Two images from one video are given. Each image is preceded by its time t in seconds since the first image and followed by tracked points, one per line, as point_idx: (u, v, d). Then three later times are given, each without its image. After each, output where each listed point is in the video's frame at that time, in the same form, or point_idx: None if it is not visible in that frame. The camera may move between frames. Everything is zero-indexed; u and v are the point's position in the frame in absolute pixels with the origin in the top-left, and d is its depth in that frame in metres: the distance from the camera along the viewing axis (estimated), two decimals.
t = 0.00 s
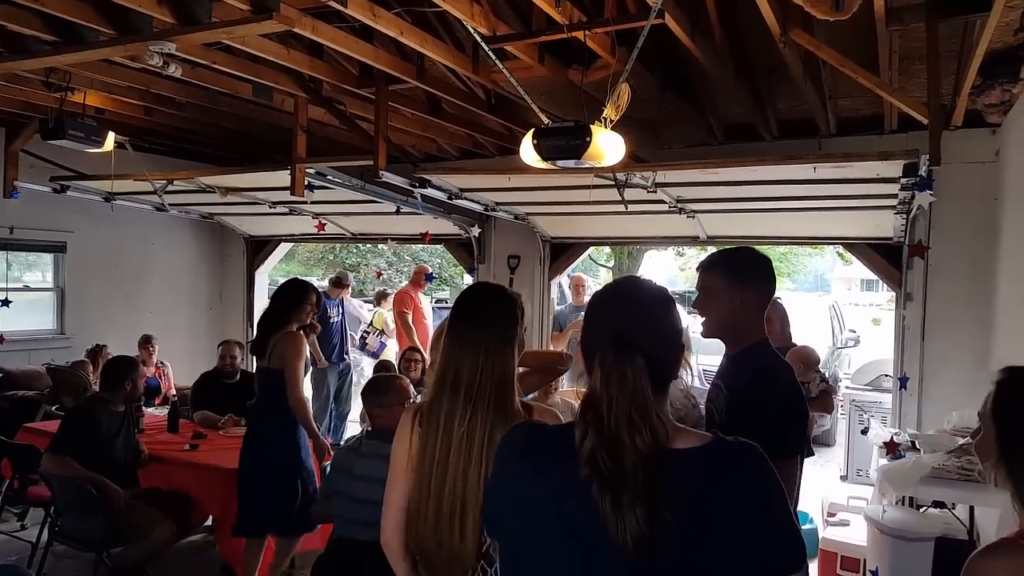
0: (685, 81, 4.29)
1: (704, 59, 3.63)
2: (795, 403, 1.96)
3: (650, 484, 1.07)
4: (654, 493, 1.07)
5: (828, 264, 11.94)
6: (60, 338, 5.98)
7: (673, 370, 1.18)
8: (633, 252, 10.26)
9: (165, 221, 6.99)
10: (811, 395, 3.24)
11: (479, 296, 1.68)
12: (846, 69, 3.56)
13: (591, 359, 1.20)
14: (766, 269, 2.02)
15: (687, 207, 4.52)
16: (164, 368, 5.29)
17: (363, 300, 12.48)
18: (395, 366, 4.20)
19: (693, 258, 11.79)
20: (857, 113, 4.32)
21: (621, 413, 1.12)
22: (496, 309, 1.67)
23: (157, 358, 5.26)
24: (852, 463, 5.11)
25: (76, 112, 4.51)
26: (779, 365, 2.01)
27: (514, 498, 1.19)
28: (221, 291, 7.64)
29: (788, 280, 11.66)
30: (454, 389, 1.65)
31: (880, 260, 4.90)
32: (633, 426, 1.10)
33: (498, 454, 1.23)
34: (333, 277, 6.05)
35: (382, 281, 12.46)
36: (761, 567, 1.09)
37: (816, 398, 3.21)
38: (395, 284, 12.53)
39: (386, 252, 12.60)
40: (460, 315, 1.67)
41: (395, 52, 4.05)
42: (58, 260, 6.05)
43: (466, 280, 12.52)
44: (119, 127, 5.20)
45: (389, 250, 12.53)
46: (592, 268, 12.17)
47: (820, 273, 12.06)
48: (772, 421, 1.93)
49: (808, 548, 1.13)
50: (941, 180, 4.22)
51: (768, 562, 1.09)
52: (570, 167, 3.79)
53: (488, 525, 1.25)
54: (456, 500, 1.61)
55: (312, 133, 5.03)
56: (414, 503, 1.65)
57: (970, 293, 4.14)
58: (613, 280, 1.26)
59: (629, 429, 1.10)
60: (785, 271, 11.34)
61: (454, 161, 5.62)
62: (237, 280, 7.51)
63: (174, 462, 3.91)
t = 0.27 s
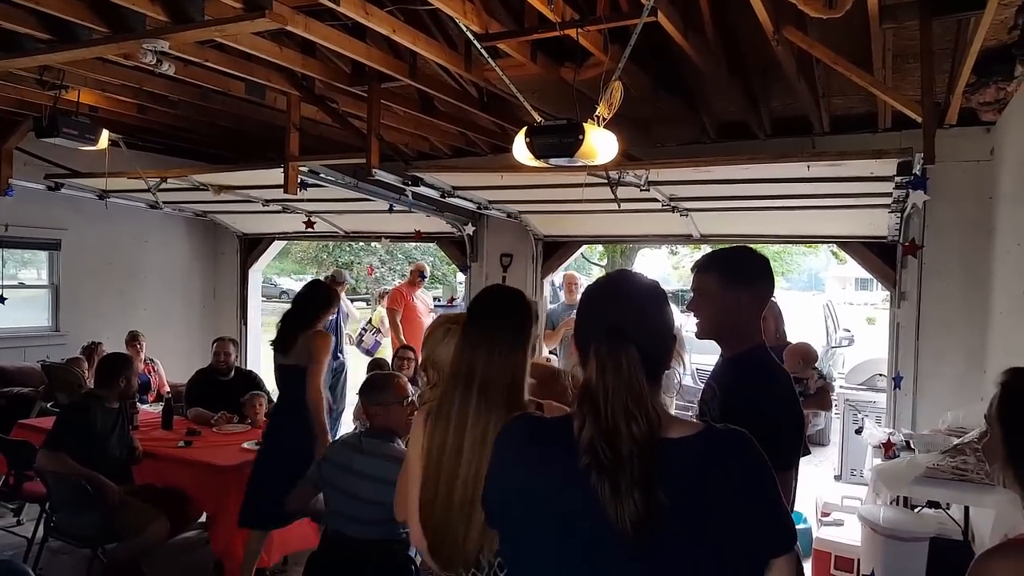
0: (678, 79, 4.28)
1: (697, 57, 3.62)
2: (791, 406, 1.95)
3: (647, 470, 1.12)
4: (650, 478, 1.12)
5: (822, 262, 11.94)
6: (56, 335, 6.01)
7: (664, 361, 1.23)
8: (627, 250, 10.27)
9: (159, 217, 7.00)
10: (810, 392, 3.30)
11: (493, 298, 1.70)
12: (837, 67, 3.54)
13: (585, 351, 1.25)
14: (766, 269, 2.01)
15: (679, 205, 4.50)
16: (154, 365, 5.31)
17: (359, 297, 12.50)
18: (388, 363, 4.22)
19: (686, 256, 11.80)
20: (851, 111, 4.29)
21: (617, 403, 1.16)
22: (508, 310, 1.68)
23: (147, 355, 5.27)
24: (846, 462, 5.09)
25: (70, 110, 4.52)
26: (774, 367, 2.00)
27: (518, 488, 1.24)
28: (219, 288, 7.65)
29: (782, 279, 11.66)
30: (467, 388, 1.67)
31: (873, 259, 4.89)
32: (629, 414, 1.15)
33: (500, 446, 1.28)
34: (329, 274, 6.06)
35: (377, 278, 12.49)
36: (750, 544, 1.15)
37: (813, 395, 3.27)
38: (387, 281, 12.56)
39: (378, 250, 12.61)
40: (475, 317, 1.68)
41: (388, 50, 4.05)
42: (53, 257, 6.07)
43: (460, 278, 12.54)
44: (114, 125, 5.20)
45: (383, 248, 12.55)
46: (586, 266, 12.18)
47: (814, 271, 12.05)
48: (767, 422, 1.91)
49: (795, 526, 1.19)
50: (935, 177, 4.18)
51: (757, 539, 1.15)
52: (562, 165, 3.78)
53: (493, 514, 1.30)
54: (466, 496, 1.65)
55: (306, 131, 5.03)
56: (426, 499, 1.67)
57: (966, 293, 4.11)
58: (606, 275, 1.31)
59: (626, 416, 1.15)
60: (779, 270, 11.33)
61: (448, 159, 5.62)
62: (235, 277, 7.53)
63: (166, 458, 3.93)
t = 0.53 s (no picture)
0: (676, 82, 4.31)
1: (695, 60, 3.64)
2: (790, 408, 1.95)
3: (642, 464, 1.13)
4: (646, 472, 1.13)
5: (819, 266, 11.98)
6: (50, 335, 5.97)
7: (655, 360, 1.26)
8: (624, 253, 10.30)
9: (154, 219, 6.97)
10: (814, 393, 3.30)
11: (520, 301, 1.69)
12: (835, 70, 3.57)
13: (580, 351, 1.27)
14: (766, 272, 2.02)
15: (677, 208, 4.53)
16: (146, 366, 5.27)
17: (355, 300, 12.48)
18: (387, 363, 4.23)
19: (684, 260, 11.85)
20: (847, 115, 4.33)
21: (611, 398, 1.18)
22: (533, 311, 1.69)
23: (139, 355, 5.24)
24: (841, 466, 5.11)
25: (69, 109, 4.51)
26: (774, 370, 2.00)
27: (516, 487, 1.24)
28: (213, 291, 7.63)
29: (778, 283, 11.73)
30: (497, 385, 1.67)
31: (868, 263, 4.92)
32: (623, 410, 1.17)
33: (497, 447, 1.28)
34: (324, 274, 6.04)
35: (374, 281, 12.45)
36: (746, 539, 1.17)
37: (817, 397, 3.26)
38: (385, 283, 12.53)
39: (377, 251, 12.58)
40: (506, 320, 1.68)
41: (388, 52, 4.07)
42: (49, 256, 6.04)
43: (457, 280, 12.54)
44: (112, 124, 5.19)
45: (380, 250, 12.53)
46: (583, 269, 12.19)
47: (810, 275, 12.10)
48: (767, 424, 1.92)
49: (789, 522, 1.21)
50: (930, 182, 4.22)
51: (753, 534, 1.17)
52: (561, 167, 3.80)
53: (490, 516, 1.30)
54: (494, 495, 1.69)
55: (304, 131, 5.04)
56: (454, 495, 1.70)
57: (960, 297, 4.15)
58: (598, 278, 1.33)
59: (620, 413, 1.17)
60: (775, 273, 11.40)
61: (446, 161, 5.64)
62: (230, 279, 7.51)
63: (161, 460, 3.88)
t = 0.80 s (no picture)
0: (671, 88, 4.32)
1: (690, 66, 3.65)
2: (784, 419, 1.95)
3: (635, 468, 1.14)
4: (640, 475, 1.14)
5: (813, 273, 12.01)
6: (42, 340, 5.95)
7: (648, 364, 1.26)
8: (618, 259, 10.31)
9: (148, 224, 6.95)
10: (816, 400, 3.24)
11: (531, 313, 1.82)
12: (829, 77, 3.59)
13: (572, 354, 1.26)
14: (760, 280, 2.01)
15: (671, 214, 4.54)
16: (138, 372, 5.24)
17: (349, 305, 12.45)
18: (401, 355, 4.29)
19: (678, 266, 11.88)
20: (841, 122, 4.36)
21: (604, 402, 1.18)
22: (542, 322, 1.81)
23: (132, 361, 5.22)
24: (835, 472, 5.12)
25: (62, 113, 4.50)
26: (771, 379, 2.00)
27: (509, 492, 1.23)
28: (207, 296, 7.61)
29: (772, 289, 11.77)
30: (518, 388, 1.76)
31: (861, 269, 4.94)
32: (615, 413, 1.18)
33: (491, 452, 1.27)
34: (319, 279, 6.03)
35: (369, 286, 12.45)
36: (736, 542, 1.19)
37: (819, 403, 3.21)
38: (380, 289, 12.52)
39: (371, 256, 12.57)
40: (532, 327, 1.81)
41: (383, 57, 4.07)
42: (41, 260, 6.01)
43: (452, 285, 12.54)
44: (106, 128, 5.18)
45: (375, 255, 12.52)
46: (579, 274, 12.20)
47: (804, 281, 12.13)
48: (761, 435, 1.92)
49: (779, 527, 1.24)
50: (924, 188, 4.24)
51: (743, 538, 1.20)
52: (556, 172, 3.80)
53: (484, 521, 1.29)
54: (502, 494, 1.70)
55: (299, 136, 5.03)
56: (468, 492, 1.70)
57: (954, 303, 4.16)
58: (590, 282, 1.33)
59: (613, 416, 1.17)
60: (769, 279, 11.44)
61: (441, 166, 5.64)
62: (224, 284, 7.50)
63: (151, 465, 3.88)
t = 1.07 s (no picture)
0: (668, 90, 4.32)
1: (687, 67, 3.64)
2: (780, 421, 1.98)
3: (636, 470, 1.14)
4: (640, 478, 1.14)
5: (809, 275, 12.00)
6: (40, 341, 5.95)
7: (650, 363, 1.26)
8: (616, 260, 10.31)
9: (145, 225, 6.95)
10: (820, 404, 3.24)
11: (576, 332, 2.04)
12: (826, 79, 3.58)
13: (573, 356, 1.26)
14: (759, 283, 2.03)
15: (668, 215, 4.54)
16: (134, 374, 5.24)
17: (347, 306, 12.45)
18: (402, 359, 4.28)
19: (675, 267, 11.89)
20: (838, 124, 4.35)
21: (605, 403, 1.18)
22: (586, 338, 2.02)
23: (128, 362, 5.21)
24: (832, 473, 5.12)
25: (59, 114, 4.50)
26: (771, 380, 2.02)
27: (509, 493, 1.24)
28: (205, 296, 7.61)
29: (769, 290, 11.78)
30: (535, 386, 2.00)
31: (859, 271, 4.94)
32: (617, 415, 1.18)
33: (490, 453, 1.28)
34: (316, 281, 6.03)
35: (367, 287, 12.45)
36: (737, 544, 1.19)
37: (824, 407, 3.22)
38: (378, 290, 12.52)
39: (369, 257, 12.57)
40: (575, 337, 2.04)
41: (380, 58, 4.07)
42: (39, 261, 6.01)
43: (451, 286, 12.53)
44: (103, 129, 5.18)
45: (372, 256, 12.52)
46: (576, 275, 12.19)
47: (802, 283, 12.14)
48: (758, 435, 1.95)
49: (783, 531, 1.23)
50: (921, 189, 4.23)
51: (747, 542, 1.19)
52: (553, 174, 3.80)
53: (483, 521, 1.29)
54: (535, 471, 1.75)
55: (297, 137, 5.03)
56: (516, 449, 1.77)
57: (952, 305, 4.16)
58: (592, 285, 1.32)
59: (614, 418, 1.17)
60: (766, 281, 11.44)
61: (438, 168, 5.64)
62: (222, 284, 7.49)
63: (147, 467, 3.87)
